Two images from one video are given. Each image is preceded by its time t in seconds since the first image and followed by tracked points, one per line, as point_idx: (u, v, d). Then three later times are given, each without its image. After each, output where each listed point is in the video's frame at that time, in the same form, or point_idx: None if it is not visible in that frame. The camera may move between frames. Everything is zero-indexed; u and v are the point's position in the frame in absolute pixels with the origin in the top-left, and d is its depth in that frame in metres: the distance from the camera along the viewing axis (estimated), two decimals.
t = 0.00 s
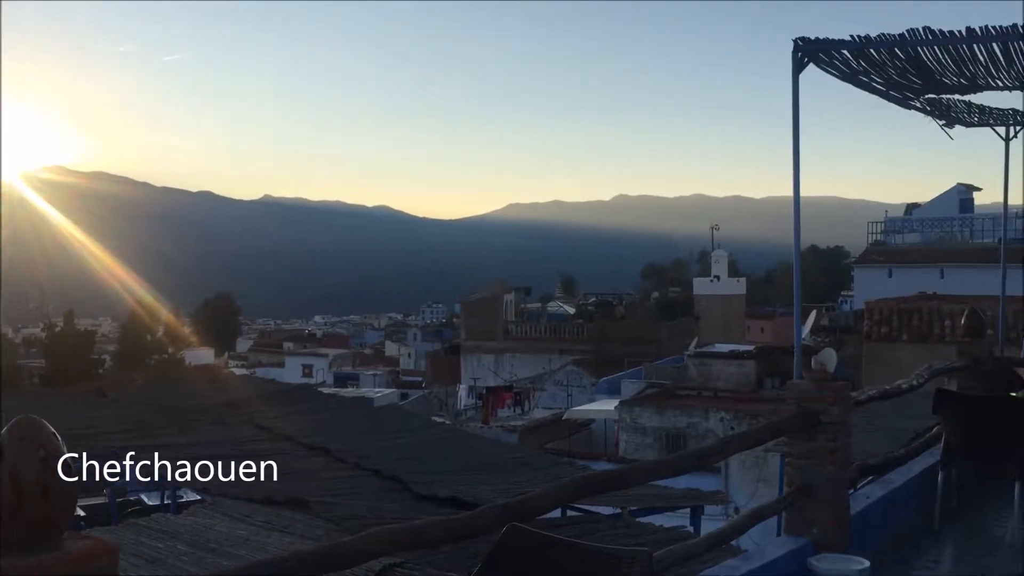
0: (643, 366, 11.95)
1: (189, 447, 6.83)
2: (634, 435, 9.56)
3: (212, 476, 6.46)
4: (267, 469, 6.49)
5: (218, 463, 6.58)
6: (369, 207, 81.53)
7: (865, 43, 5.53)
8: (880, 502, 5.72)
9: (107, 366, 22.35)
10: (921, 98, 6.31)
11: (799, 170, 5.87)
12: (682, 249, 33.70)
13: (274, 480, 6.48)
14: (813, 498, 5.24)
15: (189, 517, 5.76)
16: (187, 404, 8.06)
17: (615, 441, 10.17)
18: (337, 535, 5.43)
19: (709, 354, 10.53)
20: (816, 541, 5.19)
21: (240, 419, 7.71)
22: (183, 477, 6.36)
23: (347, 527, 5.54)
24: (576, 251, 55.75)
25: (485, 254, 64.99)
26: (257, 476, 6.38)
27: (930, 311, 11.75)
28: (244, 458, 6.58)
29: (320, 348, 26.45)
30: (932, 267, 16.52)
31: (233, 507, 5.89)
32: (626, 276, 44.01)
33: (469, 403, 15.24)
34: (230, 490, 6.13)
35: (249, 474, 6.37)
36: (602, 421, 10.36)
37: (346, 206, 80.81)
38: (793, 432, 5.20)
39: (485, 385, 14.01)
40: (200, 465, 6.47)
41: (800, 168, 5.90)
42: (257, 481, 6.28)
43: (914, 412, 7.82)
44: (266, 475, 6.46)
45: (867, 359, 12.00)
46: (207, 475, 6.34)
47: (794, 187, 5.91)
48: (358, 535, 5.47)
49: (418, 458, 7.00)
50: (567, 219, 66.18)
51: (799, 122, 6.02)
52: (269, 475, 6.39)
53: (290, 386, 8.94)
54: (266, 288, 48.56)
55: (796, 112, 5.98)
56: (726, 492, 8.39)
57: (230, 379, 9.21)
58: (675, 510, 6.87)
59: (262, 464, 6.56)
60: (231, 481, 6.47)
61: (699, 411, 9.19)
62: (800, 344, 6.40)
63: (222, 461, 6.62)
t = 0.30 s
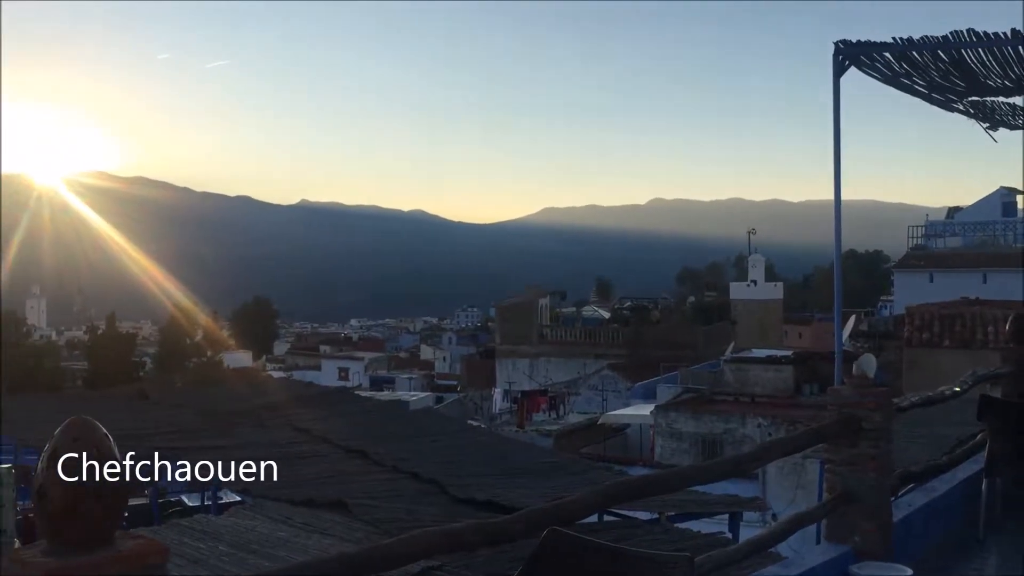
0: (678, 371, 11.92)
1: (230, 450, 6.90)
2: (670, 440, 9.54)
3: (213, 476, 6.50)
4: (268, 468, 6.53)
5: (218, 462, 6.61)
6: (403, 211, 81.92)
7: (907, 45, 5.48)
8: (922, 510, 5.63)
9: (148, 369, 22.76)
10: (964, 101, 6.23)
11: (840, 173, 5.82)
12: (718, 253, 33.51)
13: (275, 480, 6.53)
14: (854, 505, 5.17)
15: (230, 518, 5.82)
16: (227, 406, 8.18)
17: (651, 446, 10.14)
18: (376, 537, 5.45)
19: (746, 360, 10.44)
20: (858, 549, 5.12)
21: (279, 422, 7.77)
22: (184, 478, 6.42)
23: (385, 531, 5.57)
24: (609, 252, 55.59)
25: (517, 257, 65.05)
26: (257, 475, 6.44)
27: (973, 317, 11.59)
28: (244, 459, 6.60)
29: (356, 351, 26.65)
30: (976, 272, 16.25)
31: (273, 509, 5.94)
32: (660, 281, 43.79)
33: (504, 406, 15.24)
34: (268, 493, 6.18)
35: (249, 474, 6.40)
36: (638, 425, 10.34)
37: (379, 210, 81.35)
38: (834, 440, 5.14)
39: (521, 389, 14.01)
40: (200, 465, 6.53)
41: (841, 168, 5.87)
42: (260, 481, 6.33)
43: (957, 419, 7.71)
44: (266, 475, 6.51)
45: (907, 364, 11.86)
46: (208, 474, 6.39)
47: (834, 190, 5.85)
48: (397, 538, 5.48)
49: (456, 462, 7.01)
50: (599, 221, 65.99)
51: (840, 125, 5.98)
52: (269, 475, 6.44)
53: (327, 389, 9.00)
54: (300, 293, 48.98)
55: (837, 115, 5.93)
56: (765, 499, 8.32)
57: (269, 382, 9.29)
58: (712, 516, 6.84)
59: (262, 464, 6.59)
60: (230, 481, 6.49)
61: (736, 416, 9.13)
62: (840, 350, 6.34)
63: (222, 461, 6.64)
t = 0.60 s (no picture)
0: (714, 374, 11.85)
1: (268, 450, 6.98)
2: (705, 444, 9.50)
3: (212, 476, 6.55)
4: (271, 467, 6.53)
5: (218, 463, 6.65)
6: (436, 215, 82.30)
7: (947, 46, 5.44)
8: (965, 516, 5.54)
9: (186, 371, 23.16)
10: (1008, 101, 6.13)
11: (881, 173, 5.77)
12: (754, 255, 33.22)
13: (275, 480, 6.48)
14: (895, 511, 5.08)
15: (270, 519, 5.88)
16: (264, 407, 8.27)
17: (685, 450, 10.12)
18: (414, 540, 5.47)
19: (782, 363, 10.35)
20: (901, 555, 5.02)
21: (315, 424, 7.84)
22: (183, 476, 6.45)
23: (423, 533, 5.58)
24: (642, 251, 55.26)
25: (549, 261, 64.94)
26: (256, 476, 6.38)
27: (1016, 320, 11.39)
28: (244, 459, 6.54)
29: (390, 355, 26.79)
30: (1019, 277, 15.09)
31: (313, 509, 5.99)
32: (694, 283, 43.47)
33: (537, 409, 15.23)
34: (308, 493, 6.23)
35: (248, 473, 6.38)
36: (672, 429, 10.31)
37: (411, 213, 81.64)
38: (875, 444, 5.08)
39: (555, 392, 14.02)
40: (200, 464, 6.64)
41: (881, 171, 5.83)
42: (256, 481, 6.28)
43: (999, 425, 7.56)
44: (265, 476, 6.46)
45: (947, 369, 11.84)
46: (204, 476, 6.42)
47: (875, 190, 5.80)
48: (434, 540, 5.50)
49: (491, 465, 7.02)
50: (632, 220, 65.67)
51: (880, 127, 5.95)
52: (268, 476, 6.38)
53: (362, 391, 9.06)
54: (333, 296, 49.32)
55: (877, 116, 5.91)
56: (802, 504, 8.23)
57: (304, 384, 9.38)
58: (750, 520, 6.79)
59: (262, 465, 6.51)
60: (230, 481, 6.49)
61: (772, 421, 9.07)
62: (880, 354, 6.27)
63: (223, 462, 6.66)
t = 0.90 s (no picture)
0: (746, 374, 11.76)
1: (300, 448, 7.01)
2: (737, 445, 9.47)
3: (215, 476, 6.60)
4: (266, 466, 6.64)
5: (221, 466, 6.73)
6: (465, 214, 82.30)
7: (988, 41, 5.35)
8: (1003, 520, 5.45)
9: (220, 368, 23.46)
10: None
11: (918, 172, 5.70)
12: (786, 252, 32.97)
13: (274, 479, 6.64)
14: (933, 513, 5.01)
15: (302, 516, 5.92)
16: (297, 406, 8.31)
17: (717, 451, 10.09)
18: (445, 538, 5.48)
19: (816, 364, 10.25)
20: (939, 558, 4.94)
21: (347, 422, 7.88)
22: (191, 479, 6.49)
23: (454, 532, 5.59)
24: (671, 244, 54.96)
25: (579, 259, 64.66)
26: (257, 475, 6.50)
27: None
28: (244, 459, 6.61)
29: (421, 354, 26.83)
30: None
31: (345, 507, 6.02)
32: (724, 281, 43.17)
33: (567, 409, 15.23)
34: (340, 491, 6.26)
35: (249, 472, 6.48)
36: (704, 429, 10.26)
37: (439, 212, 81.81)
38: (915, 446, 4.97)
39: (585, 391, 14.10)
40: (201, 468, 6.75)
41: (919, 169, 5.76)
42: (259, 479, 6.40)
43: None
44: (265, 475, 6.57)
45: (985, 370, 11.72)
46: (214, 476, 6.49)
47: (913, 189, 5.72)
48: (467, 540, 5.50)
49: (523, 464, 7.00)
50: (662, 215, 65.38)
51: (917, 124, 5.87)
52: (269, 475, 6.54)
53: (394, 390, 9.09)
54: (363, 296, 49.53)
55: (914, 114, 5.83)
56: (835, 506, 8.16)
57: (337, 383, 9.43)
58: (783, 520, 6.74)
59: (261, 465, 6.66)
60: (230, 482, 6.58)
61: (805, 421, 9.00)
62: (917, 354, 6.15)
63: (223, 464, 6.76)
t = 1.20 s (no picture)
0: (777, 374, 11.67)
1: (331, 444, 7.02)
2: (768, 443, 9.42)
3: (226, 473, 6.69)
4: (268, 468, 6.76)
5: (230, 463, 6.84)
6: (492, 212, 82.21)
7: None
8: None
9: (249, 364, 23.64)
10: None
11: (958, 167, 5.61)
12: (818, 250, 32.49)
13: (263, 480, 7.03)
14: (973, 515, 4.91)
15: (333, 511, 5.92)
16: (327, 402, 8.34)
17: (749, 449, 10.08)
18: (477, 535, 5.46)
19: (849, 362, 10.13)
20: (978, 560, 4.84)
21: (378, 418, 7.88)
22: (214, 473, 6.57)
23: (486, 528, 5.56)
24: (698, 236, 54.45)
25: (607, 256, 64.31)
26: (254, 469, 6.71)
27: None
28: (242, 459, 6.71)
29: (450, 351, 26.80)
30: None
31: (376, 503, 6.02)
32: (755, 281, 42.72)
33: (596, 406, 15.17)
34: (372, 487, 6.27)
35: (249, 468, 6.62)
36: (736, 428, 10.21)
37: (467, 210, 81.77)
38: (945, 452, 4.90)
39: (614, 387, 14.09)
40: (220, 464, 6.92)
41: (958, 164, 5.66)
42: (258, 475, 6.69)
43: None
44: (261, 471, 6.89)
45: None
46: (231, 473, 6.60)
47: (952, 185, 5.63)
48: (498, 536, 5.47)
49: (555, 461, 6.97)
50: (689, 209, 64.79)
51: (957, 119, 5.77)
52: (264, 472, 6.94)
53: (425, 386, 9.07)
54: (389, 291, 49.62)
55: (954, 109, 5.74)
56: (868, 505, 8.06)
57: (367, 379, 9.45)
58: (818, 521, 6.67)
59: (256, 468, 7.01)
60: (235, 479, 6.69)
61: (838, 420, 8.91)
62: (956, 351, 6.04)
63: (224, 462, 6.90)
